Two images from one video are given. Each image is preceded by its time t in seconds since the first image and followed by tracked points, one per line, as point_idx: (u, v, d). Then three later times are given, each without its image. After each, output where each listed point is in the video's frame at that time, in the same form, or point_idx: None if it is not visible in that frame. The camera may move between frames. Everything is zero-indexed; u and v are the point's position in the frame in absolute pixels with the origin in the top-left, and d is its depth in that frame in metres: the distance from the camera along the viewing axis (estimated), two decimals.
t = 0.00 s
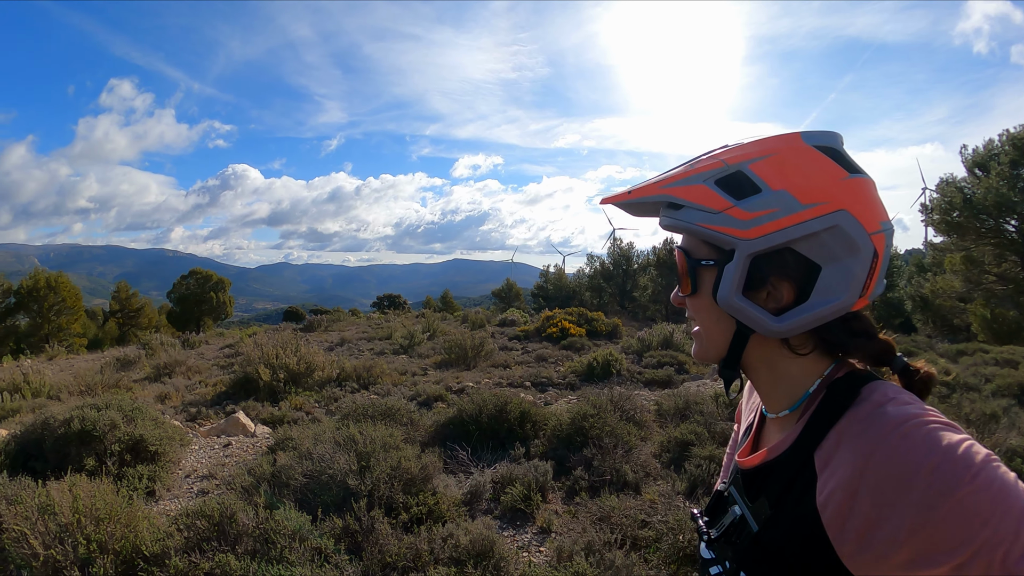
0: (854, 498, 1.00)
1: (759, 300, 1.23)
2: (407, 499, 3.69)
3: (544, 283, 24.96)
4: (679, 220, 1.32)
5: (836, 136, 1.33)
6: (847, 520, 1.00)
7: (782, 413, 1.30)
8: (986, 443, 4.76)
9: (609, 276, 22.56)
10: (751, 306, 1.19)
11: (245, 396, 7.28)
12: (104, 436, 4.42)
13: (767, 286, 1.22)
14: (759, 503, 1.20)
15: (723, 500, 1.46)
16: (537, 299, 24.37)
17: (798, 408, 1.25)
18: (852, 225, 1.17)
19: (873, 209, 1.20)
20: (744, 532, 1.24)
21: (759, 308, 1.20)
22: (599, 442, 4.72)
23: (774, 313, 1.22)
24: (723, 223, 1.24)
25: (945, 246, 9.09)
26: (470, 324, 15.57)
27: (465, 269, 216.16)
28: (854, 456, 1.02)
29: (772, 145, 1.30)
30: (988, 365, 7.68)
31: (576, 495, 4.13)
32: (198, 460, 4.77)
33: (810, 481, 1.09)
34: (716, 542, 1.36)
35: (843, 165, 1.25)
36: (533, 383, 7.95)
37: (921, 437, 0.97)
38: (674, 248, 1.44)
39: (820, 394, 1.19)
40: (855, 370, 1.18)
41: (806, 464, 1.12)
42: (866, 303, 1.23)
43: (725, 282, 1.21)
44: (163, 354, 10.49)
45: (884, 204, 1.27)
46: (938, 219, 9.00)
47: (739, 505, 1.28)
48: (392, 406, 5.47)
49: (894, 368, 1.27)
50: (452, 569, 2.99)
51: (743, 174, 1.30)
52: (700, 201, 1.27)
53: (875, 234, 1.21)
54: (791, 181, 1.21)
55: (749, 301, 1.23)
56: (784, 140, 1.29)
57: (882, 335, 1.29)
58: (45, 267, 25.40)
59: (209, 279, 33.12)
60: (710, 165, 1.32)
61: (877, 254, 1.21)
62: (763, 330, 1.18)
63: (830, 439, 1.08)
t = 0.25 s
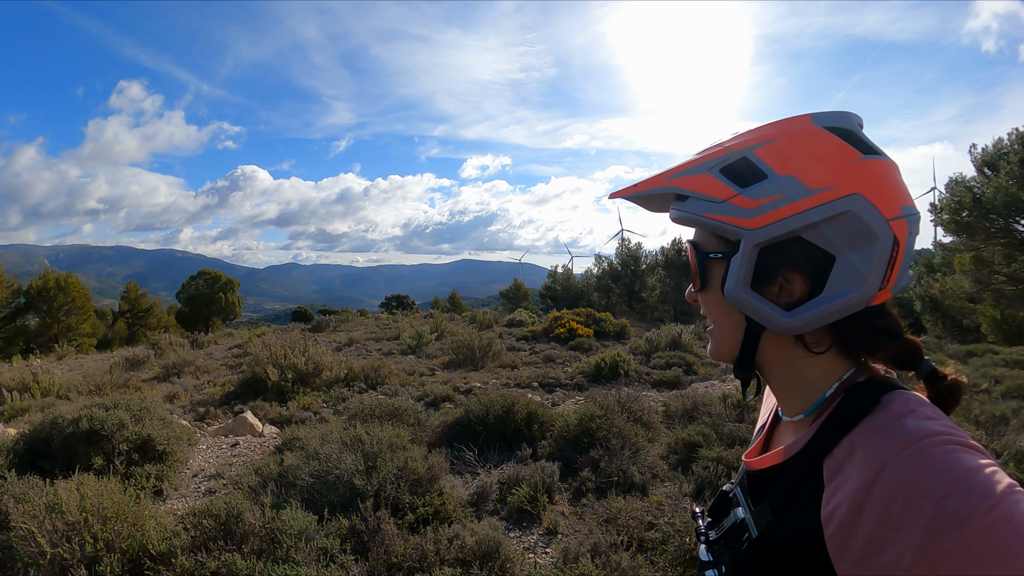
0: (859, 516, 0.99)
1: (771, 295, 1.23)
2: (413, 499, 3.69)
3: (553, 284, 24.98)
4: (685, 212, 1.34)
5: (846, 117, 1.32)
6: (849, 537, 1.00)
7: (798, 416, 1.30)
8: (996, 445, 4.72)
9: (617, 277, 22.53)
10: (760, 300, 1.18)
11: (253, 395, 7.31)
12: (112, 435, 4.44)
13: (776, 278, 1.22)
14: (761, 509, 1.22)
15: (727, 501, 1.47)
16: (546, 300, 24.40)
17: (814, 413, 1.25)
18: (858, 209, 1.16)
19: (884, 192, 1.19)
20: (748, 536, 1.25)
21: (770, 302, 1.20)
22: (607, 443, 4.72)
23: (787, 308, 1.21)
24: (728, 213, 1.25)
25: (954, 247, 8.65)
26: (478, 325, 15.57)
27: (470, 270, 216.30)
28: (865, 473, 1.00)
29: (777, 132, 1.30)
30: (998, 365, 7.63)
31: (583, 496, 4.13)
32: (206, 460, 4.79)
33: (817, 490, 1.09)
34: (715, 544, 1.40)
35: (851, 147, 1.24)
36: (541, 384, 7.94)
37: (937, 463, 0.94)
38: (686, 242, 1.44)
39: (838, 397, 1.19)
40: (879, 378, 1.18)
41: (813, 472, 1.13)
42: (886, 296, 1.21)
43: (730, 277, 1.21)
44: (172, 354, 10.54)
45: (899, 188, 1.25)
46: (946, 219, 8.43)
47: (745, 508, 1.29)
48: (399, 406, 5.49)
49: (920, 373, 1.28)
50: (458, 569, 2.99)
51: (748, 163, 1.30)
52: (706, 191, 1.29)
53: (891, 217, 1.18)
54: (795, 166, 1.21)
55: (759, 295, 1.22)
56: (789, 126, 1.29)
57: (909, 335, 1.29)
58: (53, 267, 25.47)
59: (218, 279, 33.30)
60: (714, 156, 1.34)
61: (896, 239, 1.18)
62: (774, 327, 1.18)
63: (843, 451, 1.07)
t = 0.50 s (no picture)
0: (874, 536, 0.96)
1: (788, 296, 1.19)
2: (425, 499, 3.70)
3: (566, 284, 25.03)
4: (697, 209, 1.31)
5: (865, 106, 1.27)
6: (859, 555, 0.98)
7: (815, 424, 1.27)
8: (1015, 449, 4.65)
9: (630, 278, 22.45)
10: (773, 300, 1.16)
11: (267, 395, 7.36)
12: (126, 433, 4.49)
13: (793, 278, 1.19)
14: (767, 520, 1.20)
15: (733, 509, 1.45)
16: (559, 300, 24.46)
17: (832, 421, 1.23)
18: (878, 203, 1.12)
19: (906, 183, 1.14)
20: (751, 547, 1.23)
21: (785, 303, 1.17)
22: (619, 444, 4.72)
23: (805, 309, 1.18)
24: (741, 209, 1.22)
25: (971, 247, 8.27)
26: (491, 325, 15.58)
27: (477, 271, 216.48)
28: (884, 491, 0.96)
29: (791, 123, 1.27)
30: (1017, 368, 7.53)
31: (594, 498, 4.12)
32: (219, 458, 4.83)
33: (829, 504, 1.06)
34: (719, 554, 1.39)
35: (871, 137, 1.19)
36: (553, 385, 7.93)
37: (964, 489, 0.89)
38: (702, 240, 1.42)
39: (859, 405, 1.17)
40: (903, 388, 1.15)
41: (825, 483, 1.10)
42: (912, 296, 1.15)
43: (744, 278, 1.18)
44: (186, 354, 10.65)
45: (925, 177, 1.19)
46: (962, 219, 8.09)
47: (751, 518, 1.28)
48: (412, 406, 5.51)
49: (946, 382, 1.26)
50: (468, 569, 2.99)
51: (761, 156, 1.27)
52: (717, 186, 1.26)
53: (916, 210, 1.13)
54: (809, 158, 1.17)
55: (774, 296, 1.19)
56: (804, 116, 1.25)
57: (936, 341, 1.27)
58: (69, 268, 25.77)
59: (232, 279, 33.65)
60: (726, 149, 1.31)
61: (922, 233, 1.13)
62: (790, 330, 1.15)
63: (862, 465, 1.04)
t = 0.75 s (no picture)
0: (883, 555, 0.94)
1: (800, 301, 1.15)
2: (438, 499, 3.72)
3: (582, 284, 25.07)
4: (705, 212, 1.29)
5: (879, 101, 1.22)
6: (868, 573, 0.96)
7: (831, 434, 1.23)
8: None
9: (646, 278, 22.40)
10: (783, 307, 1.12)
11: (283, 394, 7.43)
12: (143, 431, 4.54)
13: (804, 282, 1.14)
14: (775, 532, 1.18)
15: (743, 519, 1.44)
16: (575, 300, 24.50)
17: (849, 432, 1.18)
18: (891, 201, 1.06)
19: (924, 179, 1.08)
20: (762, 560, 1.22)
21: (797, 309, 1.13)
22: (634, 446, 4.70)
23: (817, 315, 1.13)
24: (748, 210, 1.19)
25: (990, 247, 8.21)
26: (506, 326, 15.60)
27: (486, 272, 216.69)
28: (897, 510, 0.93)
29: (800, 121, 1.23)
30: None
31: (608, 499, 4.11)
32: (235, 456, 4.87)
33: (838, 519, 1.03)
34: (727, 566, 1.38)
35: (884, 133, 1.14)
36: (569, 385, 7.92)
37: (981, 514, 0.85)
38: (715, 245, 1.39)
39: (876, 417, 1.12)
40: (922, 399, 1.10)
41: (833, 497, 1.07)
42: (932, 300, 1.09)
43: (752, 282, 1.15)
44: (203, 353, 10.77)
45: (945, 173, 1.13)
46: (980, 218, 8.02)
47: (760, 529, 1.26)
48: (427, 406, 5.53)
49: (968, 393, 1.21)
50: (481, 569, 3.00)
51: (769, 156, 1.24)
52: (724, 189, 1.23)
53: (934, 208, 1.07)
54: (818, 156, 1.13)
55: (786, 301, 1.15)
56: (814, 114, 1.22)
57: (959, 349, 1.23)
58: (88, 268, 26.13)
59: (249, 279, 34.05)
60: (734, 150, 1.28)
61: (942, 233, 1.07)
62: (800, 337, 1.11)
63: (876, 480, 1.00)
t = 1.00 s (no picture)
0: (909, 568, 0.92)
1: (823, 303, 1.13)
2: (455, 497, 3.74)
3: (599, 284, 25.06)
4: (726, 212, 1.28)
5: (901, 97, 1.21)
6: None
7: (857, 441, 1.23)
8: None
9: (663, 278, 22.31)
10: (806, 307, 1.11)
11: (301, 392, 7.50)
12: (162, 428, 4.60)
13: (827, 282, 1.13)
14: (800, 544, 1.18)
15: (771, 528, 1.43)
16: (592, 300, 24.51)
17: (876, 439, 1.18)
18: (914, 198, 1.04)
19: (950, 175, 1.06)
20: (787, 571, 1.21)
21: (819, 310, 1.12)
22: (651, 447, 4.69)
23: (841, 316, 1.11)
24: (769, 210, 1.18)
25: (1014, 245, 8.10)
26: (523, 325, 15.61)
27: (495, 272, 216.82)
28: (923, 522, 0.91)
29: (820, 119, 1.22)
30: None
31: (625, 499, 4.10)
32: (253, 454, 4.92)
33: (864, 531, 1.02)
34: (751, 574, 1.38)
35: (906, 128, 1.12)
36: (585, 385, 7.92)
37: (1011, 530, 0.83)
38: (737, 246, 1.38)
39: (903, 425, 1.12)
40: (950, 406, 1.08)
41: (858, 509, 1.06)
42: (959, 300, 1.06)
43: (774, 283, 1.14)
44: (221, 351, 10.91)
45: (972, 169, 1.10)
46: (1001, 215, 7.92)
47: (786, 539, 1.25)
48: (445, 405, 5.56)
49: (998, 397, 1.14)
50: (497, 568, 3.00)
51: (790, 154, 1.23)
52: (744, 188, 1.23)
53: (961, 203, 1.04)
54: (838, 153, 1.12)
55: (808, 303, 1.14)
56: (834, 112, 1.21)
57: (989, 353, 1.19)
58: (108, 268, 26.52)
59: (268, 279, 34.46)
60: (754, 149, 1.28)
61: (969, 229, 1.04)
62: (823, 338, 1.10)
63: (901, 491, 0.98)
